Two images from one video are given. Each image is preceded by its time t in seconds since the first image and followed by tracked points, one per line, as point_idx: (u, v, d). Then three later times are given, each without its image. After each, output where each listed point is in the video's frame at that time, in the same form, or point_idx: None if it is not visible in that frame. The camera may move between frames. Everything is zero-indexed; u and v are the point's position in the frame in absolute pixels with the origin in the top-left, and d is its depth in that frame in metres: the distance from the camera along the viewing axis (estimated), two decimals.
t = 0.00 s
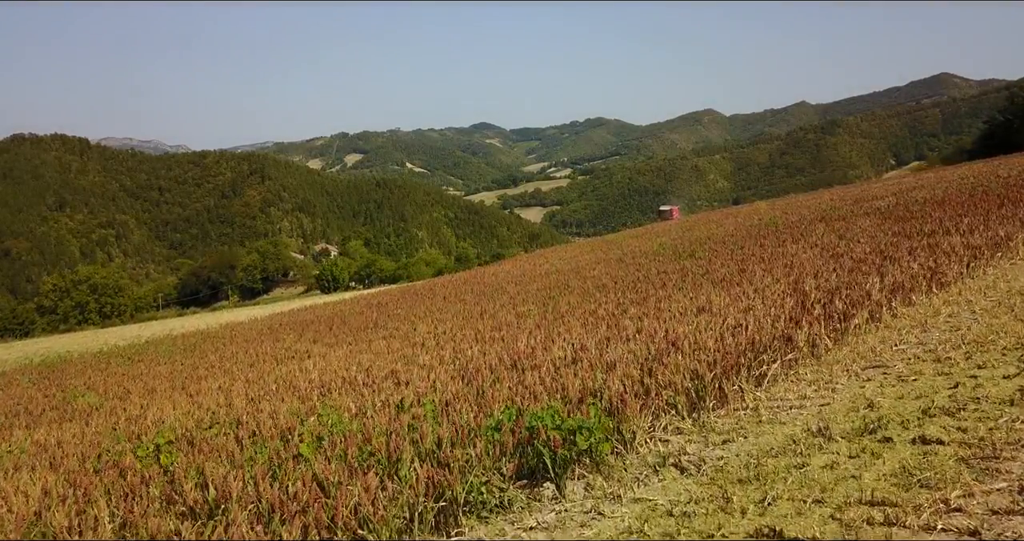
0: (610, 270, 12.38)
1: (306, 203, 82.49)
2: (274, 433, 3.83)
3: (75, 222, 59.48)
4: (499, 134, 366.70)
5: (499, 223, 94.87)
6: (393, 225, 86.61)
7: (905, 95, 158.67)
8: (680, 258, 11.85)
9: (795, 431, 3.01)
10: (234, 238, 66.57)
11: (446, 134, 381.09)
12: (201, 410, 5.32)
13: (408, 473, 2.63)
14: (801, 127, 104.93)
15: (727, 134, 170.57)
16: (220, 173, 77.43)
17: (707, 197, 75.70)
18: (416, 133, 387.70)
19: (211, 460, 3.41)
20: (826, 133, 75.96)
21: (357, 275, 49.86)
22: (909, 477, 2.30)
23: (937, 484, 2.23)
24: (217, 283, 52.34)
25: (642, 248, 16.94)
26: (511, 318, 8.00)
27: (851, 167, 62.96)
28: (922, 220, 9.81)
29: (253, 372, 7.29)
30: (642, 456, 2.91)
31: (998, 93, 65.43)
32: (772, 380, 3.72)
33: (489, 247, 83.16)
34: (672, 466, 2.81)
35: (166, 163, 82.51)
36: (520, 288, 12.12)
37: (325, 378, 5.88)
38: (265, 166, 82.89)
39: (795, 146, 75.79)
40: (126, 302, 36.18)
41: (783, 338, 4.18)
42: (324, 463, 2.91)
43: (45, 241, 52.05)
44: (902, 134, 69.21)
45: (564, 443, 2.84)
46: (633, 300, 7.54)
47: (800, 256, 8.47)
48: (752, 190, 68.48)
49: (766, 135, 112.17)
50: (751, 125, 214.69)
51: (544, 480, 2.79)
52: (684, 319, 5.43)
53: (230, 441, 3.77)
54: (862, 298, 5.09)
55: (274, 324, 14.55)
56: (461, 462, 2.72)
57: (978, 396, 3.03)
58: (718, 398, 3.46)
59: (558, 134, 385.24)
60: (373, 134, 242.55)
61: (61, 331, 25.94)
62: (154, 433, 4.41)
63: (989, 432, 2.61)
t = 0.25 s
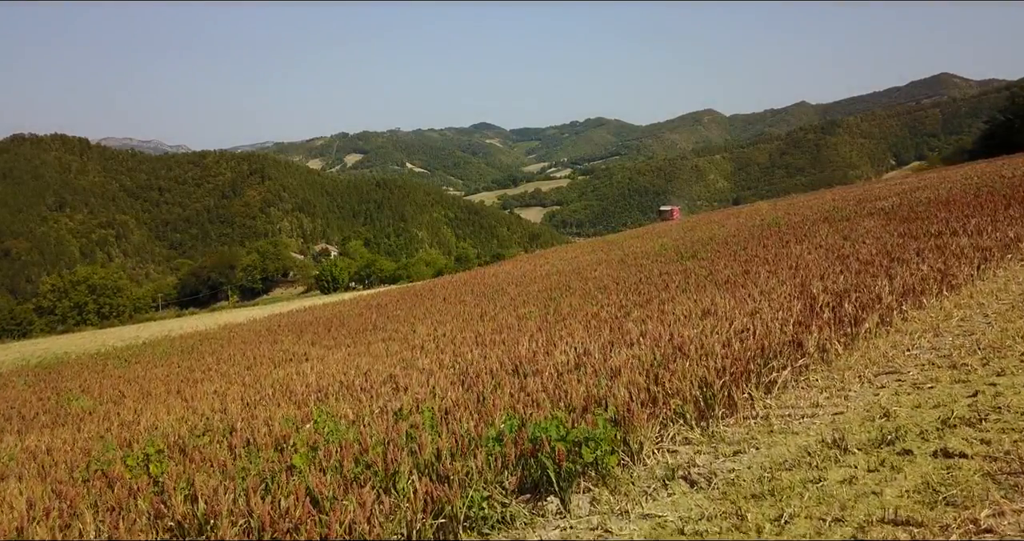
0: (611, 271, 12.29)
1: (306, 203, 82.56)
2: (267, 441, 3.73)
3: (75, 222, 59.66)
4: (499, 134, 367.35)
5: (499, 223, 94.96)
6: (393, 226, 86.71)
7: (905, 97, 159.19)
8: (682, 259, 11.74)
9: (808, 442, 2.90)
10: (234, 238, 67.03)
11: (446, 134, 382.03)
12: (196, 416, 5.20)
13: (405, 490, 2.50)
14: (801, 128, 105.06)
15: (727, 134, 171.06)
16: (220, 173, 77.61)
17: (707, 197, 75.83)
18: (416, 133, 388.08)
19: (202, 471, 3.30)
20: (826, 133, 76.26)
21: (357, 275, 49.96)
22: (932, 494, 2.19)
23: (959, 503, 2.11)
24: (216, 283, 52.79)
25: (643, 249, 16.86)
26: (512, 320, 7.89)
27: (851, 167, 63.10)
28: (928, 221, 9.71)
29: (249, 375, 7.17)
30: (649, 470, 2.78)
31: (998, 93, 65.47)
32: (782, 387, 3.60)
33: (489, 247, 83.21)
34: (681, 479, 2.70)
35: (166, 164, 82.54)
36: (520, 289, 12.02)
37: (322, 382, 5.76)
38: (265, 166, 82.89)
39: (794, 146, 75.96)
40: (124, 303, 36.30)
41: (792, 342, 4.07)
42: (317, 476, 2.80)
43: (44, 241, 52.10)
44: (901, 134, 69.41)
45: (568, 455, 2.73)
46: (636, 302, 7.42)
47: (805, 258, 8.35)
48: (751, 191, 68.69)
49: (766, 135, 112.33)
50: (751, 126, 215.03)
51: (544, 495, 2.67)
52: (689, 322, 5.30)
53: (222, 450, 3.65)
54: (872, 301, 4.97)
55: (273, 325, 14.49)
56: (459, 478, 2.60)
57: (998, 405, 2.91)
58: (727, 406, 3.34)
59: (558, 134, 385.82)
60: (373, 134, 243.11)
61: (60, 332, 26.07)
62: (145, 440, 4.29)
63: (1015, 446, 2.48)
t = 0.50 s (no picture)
0: (613, 272, 12.18)
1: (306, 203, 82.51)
2: (261, 450, 3.62)
3: (75, 222, 59.68)
4: (499, 135, 367.41)
5: (499, 223, 95.02)
6: (393, 226, 86.69)
7: (905, 97, 159.37)
8: (685, 260, 11.62)
9: (823, 453, 2.78)
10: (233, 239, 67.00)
11: (445, 134, 382.07)
12: (189, 421, 5.09)
13: (404, 505, 2.40)
14: (801, 128, 105.12)
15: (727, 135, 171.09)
16: (220, 173, 77.61)
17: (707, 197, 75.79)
18: (416, 133, 388.29)
19: (193, 483, 3.18)
20: (826, 134, 76.33)
21: (357, 275, 49.96)
22: (959, 514, 2.08)
23: (989, 523, 2.00)
24: (216, 283, 52.92)
25: (644, 250, 16.74)
26: (513, 322, 7.77)
27: (851, 167, 63.12)
28: (934, 221, 9.59)
29: (246, 379, 7.05)
30: (656, 483, 2.67)
31: (998, 93, 65.51)
32: (793, 394, 3.48)
33: (489, 246, 83.23)
34: (691, 494, 2.59)
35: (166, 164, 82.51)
36: (520, 290, 11.91)
37: (319, 387, 5.63)
38: (265, 166, 82.86)
39: (794, 146, 76.01)
40: (123, 303, 36.29)
41: (801, 348, 3.95)
42: (311, 490, 2.69)
43: (44, 241, 52.08)
44: (902, 135, 69.48)
45: (572, 468, 2.61)
46: (639, 304, 7.30)
47: (809, 259, 8.23)
48: (751, 192, 68.74)
49: (766, 135, 112.29)
50: (750, 126, 215.24)
51: (548, 510, 2.55)
52: (696, 326, 5.18)
53: (214, 460, 3.54)
54: (882, 305, 4.85)
55: (271, 326, 14.39)
56: (460, 493, 2.50)
57: (1021, 416, 2.79)
58: (737, 415, 3.22)
59: (558, 134, 385.82)
60: (374, 134, 243.24)
61: (59, 333, 25.99)
62: (135, 448, 4.16)
63: None
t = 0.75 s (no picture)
0: (614, 273, 12.08)
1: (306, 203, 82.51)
2: (255, 460, 3.52)
3: (75, 222, 59.71)
4: (499, 135, 367.57)
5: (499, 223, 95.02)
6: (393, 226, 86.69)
7: (905, 97, 159.55)
8: (688, 261, 11.47)
9: (838, 465, 2.68)
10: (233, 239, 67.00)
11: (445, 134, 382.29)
12: (183, 427, 4.97)
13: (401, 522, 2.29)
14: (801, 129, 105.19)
15: (727, 135, 171.18)
16: (220, 173, 77.63)
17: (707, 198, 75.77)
18: (416, 133, 388.41)
19: (184, 496, 3.07)
20: (826, 134, 76.37)
21: (357, 275, 49.96)
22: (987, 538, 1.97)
23: None
24: (216, 283, 53.00)
25: (646, 250, 16.65)
26: (514, 325, 7.66)
27: (851, 167, 63.14)
28: (940, 222, 9.47)
29: (242, 382, 6.92)
30: (665, 498, 2.56)
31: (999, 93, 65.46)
32: (804, 402, 3.37)
33: (489, 246, 83.19)
34: (701, 510, 2.47)
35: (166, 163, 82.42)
36: (522, 292, 11.80)
37: (315, 392, 5.51)
38: (265, 166, 82.77)
39: (795, 146, 76.05)
40: (121, 304, 36.21)
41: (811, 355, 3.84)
42: (304, 504, 2.59)
43: (44, 241, 52.03)
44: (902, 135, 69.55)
45: (577, 483, 2.51)
46: (643, 307, 7.19)
47: (814, 261, 8.12)
48: (750, 192, 68.80)
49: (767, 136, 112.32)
50: (750, 126, 215.44)
51: (552, 526, 2.45)
52: (702, 331, 5.06)
53: (207, 471, 3.43)
54: (893, 308, 4.73)
55: (270, 327, 14.30)
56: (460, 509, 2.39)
57: None
58: (748, 424, 3.11)
59: (558, 133, 385.83)
60: (374, 134, 243.37)
61: (60, 334, 26.00)
62: (127, 456, 4.06)
63: None
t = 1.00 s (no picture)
0: (615, 274, 11.96)
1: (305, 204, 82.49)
2: (250, 471, 3.41)
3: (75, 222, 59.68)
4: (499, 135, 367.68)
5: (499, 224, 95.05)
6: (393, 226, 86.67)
7: (904, 98, 159.73)
8: (690, 263, 11.36)
9: (855, 479, 2.56)
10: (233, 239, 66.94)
11: (445, 134, 382.48)
12: (177, 434, 4.86)
13: None
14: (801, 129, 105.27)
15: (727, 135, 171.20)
16: (220, 173, 77.60)
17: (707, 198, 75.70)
18: (416, 133, 388.55)
19: (176, 509, 2.98)
20: (826, 134, 76.40)
21: (357, 275, 49.86)
22: None
23: None
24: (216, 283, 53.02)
25: (646, 251, 16.55)
26: (515, 328, 7.54)
27: (851, 167, 63.16)
28: (946, 223, 9.34)
29: (238, 386, 6.80)
30: (676, 513, 2.45)
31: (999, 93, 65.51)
32: (816, 411, 3.26)
33: (489, 246, 83.19)
34: (713, 527, 2.35)
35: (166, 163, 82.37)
36: (522, 293, 11.69)
37: (312, 398, 5.39)
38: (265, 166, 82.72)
39: (794, 146, 76.02)
40: (119, 305, 36.16)
41: (823, 361, 3.72)
42: (298, 522, 2.48)
43: (44, 241, 51.99)
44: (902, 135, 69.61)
45: (583, 500, 2.39)
46: (646, 310, 7.08)
47: (819, 263, 8.00)
48: (750, 192, 68.81)
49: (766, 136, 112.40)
50: (750, 126, 215.62)
51: None
52: (707, 336, 4.94)
53: (198, 484, 3.31)
54: (904, 313, 4.61)
55: (268, 329, 14.20)
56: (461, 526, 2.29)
57: None
58: (759, 435, 3.00)
59: (558, 134, 385.93)
60: (374, 135, 243.46)
61: (59, 335, 25.96)
62: (118, 466, 3.94)
63: None
